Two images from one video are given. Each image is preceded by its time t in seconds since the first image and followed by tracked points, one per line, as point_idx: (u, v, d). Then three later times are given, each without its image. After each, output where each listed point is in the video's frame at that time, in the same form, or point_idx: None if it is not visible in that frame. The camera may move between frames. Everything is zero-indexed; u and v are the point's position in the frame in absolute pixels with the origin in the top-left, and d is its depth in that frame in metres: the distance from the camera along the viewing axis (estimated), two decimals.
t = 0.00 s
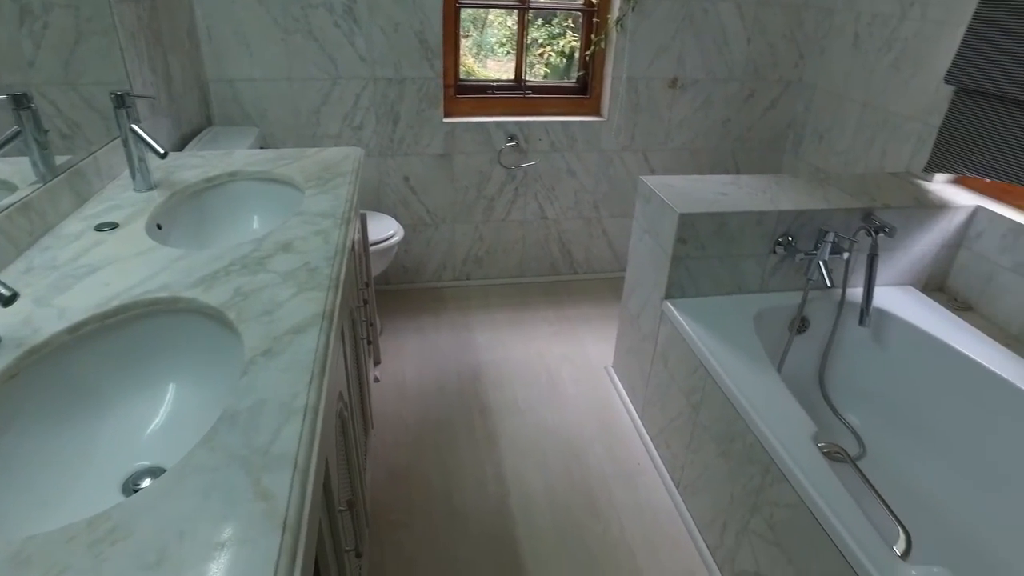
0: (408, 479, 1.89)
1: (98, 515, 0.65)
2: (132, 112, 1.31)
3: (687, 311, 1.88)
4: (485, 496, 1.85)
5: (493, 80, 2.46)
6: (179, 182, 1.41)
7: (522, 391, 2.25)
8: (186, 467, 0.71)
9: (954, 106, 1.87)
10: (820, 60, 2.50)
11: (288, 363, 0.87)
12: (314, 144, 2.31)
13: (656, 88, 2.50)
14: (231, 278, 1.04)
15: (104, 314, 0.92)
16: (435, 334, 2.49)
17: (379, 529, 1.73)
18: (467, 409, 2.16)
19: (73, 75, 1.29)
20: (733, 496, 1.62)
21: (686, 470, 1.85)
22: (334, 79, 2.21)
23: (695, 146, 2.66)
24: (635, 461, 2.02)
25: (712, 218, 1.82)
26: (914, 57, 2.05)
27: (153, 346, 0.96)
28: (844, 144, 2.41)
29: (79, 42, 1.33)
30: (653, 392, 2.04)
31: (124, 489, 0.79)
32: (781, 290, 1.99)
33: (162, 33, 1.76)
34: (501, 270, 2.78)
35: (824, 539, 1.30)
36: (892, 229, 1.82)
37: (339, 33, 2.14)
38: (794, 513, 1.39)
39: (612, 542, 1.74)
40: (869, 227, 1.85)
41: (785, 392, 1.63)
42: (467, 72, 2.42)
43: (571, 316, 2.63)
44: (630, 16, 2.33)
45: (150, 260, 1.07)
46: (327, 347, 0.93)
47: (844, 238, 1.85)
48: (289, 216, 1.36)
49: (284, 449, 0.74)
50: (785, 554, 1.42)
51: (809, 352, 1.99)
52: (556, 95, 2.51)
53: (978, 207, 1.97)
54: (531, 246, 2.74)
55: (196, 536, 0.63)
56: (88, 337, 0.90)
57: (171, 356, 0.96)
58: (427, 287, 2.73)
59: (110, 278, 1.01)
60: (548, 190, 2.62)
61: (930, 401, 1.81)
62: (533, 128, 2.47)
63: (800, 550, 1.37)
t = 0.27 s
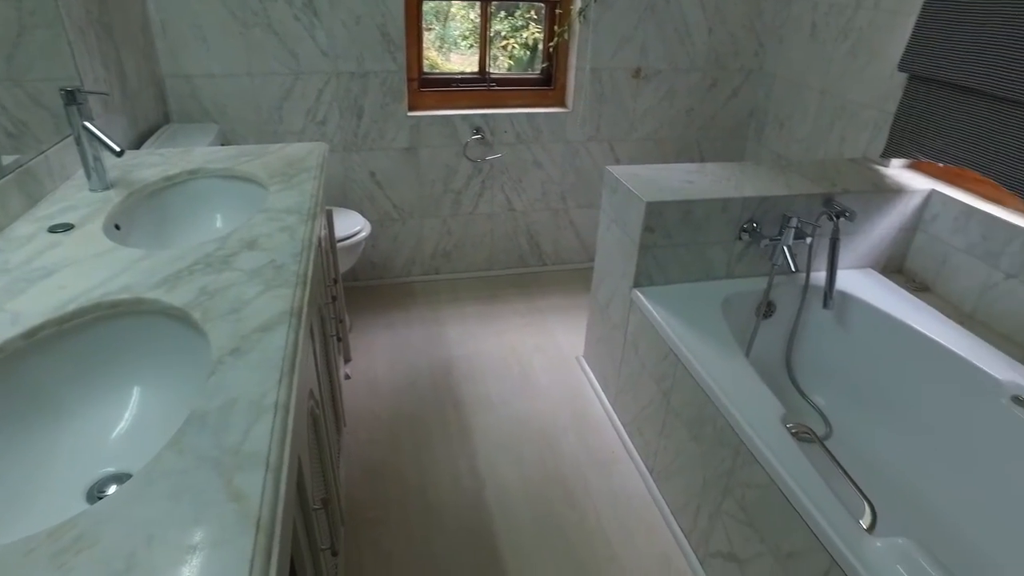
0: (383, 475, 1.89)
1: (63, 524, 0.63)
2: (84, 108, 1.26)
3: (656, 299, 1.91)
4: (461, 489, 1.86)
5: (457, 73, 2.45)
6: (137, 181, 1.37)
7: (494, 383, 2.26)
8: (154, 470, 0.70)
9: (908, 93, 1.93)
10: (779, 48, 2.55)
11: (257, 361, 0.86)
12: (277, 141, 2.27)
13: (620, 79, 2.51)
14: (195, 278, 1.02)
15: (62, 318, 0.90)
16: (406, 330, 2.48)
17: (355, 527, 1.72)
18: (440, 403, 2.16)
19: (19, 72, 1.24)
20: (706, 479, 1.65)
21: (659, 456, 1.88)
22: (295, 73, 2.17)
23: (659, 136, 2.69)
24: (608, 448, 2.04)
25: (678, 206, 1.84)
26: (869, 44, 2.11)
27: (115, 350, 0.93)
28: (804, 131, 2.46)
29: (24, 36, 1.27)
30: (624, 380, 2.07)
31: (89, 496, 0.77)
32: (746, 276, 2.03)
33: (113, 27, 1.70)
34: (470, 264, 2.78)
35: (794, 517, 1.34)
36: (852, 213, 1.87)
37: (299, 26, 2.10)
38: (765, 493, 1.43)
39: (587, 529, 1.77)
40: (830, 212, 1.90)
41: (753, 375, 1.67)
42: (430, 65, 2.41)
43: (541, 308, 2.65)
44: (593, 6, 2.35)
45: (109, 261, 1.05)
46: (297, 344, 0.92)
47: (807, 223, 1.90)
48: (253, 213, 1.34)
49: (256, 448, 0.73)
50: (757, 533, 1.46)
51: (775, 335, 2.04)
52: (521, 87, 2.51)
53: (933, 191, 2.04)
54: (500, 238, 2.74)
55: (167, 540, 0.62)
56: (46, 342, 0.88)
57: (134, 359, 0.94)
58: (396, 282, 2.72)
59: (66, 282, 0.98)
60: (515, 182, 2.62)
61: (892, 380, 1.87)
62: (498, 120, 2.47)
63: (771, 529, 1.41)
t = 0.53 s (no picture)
0: (358, 471, 1.88)
1: (25, 532, 0.62)
2: (33, 104, 1.22)
3: (626, 286, 1.93)
4: (438, 482, 1.86)
5: (422, 65, 2.44)
6: (94, 179, 1.33)
7: (467, 376, 2.26)
8: (120, 474, 0.68)
9: (867, 79, 1.97)
10: (741, 36, 2.58)
11: (224, 359, 0.85)
12: (239, 136, 2.22)
13: (586, 68, 2.52)
14: (157, 277, 1.00)
15: (17, 321, 0.87)
16: (377, 325, 2.46)
17: (331, 524, 1.71)
18: (414, 397, 2.15)
19: None
20: (680, 462, 1.68)
21: (633, 442, 1.91)
22: (257, 66, 2.13)
23: (625, 125, 2.71)
24: (582, 436, 2.07)
25: (646, 194, 1.86)
26: (827, 31, 2.15)
27: (76, 352, 0.91)
28: (768, 117, 2.51)
29: None
30: (597, 367, 2.09)
31: (53, 503, 0.75)
32: (714, 262, 2.06)
33: (62, 20, 1.65)
34: (440, 257, 2.77)
35: (766, 495, 1.37)
36: (816, 198, 1.91)
37: (259, 18, 2.06)
38: (737, 474, 1.46)
39: (563, 516, 1.79)
40: (795, 197, 1.94)
41: (723, 359, 1.70)
42: (395, 57, 2.39)
43: (512, 299, 2.66)
44: None
45: (66, 262, 1.02)
46: (265, 341, 0.91)
47: (772, 209, 1.94)
48: (216, 210, 1.31)
49: (226, 447, 0.72)
50: (731, 513, 1.49)
51: (744, 319, 2.08)
52: (487, 78, 2.50)
53: (892, 174, 2.10)
54: (469, 231, 2.74)
55: (136, 543, 0.61)
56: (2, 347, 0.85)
57: (97, 362, 0.91)
58: (365, 277, 2.69)
59: (21, 284, 0.95)
60: (483, 173, 2.61)
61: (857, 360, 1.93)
62: (464, 112, 2.46)
63: (744, 508, 1.44)
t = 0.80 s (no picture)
0: (335, 468, 1.87)
1: None
2: None
3: (598, 276, 1.95)
4: (416, 476, 1.86)
5: (388, 58, 2.42)
6: (52, 179, 1.30)
7: (442, 369, 2.27)
8: (91, 477, 0.67)
9: (828, 67, 2.02)
10: (705, 26, 2.61)
11: (196, 358, 0.84)
12: (203, 133, 2.18)
13: (553, 60, 2.53)
14: (122, 277, 0.98)
15: None
16: (350, 321, 2.45)
17: (309, 522, 1.71)
18: (389, 392, 2.15)
19: None
20: (655, 448, 1.72)
21: (608, 429, 1.94)
22: (219, 61, 2.09)
23: (593, 115, 2.73)
24: (558, 425, 2.09)
25: (615, 184, 1.88)
26: (789, 20, 2.19)
27: (40, 357, 0.89)
28: (733, 106, 2.55)
29: None
30: (571, 356, 2.11)
31: (19, 511, 0.73)
32: (684, 249, 2.09)
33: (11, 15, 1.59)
34: (411, 251, 2.76)
35: (739, 476, 1.41)
36: (781, 184, 1.95)
37: (220, 12, 2.02)
38: (711, 456, 1.49)
39: (542, 505, 1.81)
40: (761, 183, 1.98)
41: (695, 344, 1.73)
42: (361, 51, 2.36)
43: (484, 291, 2.67)
44: None
45: (26, 264, 0.99)
46: (237, 338, 0.90)
47: (739, 195, 1.97)
48: (182, 208, 1.29)
49: (201, 446, 0.72)
50: (705, 495, 1.53)
51: (714, 305, 2.12)
52: (454, 71, 2.50)
53: (854, 159, 2.15)
54: (440, 224, 2.73)
55: (111, 546, 0.60)
56: None
57: (62, 366, 0.90)
58: (337, 273, 2.67)
59: None
60: (452, 166, 2.61)
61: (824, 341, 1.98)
62: (432, 105, 2.45)
63: (719, 489, 1.48)
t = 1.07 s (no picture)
0: (313, 465, 1.87)
1: None
2: None
3: (570, 266, 1.97)
4: (395, 471, 1.87)
5: (356, 52, 2.40)
6: (12, 179, 1.27)
7: (418, 364, 2.27)
8: (64, 477, 0.67)
9: (792, 56, 2.06)
10: (672, 17, 2.64)
11: (168, 356, 0.84)
12: (167, 130, 2.14)
13: (522, 52, 2.54)
14: (89, 277, 0.97)
15: None
16: (325, 318, 2.43)
17: (288, 520, 1.70)
18: (366, 388, 2.15)
19: None
20: (631, 434, 1.75)
21: (585, 417, 1.96)
22: (182, 57, 2.05)
23: (563, 107, 2.74)
24: (535, 415, 2.11)
25: (586, 174, 1.90)
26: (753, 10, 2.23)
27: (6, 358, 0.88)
28: (701, 96, 2.58)
29: None
30: (546, 347, 2.13)
31: None
32: (655, 238, 2.12)
33: None
34: (384, 246, 2.75)
35: (713, 458, 1.45)
36: (749, 171, 2.00)
37: (182, 6, 1.98)
38: (686, 439, 1.53)
39: (521, 495, 1.83)
40: (729, 171, 2.02)
41: (668, 331, 1.76)
42: (328, 45, 2.35)
43: (458, 284, 2.67)
44: None
45: None
46: (210, 335, 0.90)
47: (708, 183, 2.01)
48: (149, 206, 1.27)
49: (176, 443, 0.72)
50: (681, 477, 1.56)
51: (686, 292, 2.15)
52: (423, 64, 2.49)
53: (818, 146, 2.20)
54: (412, 219, 2.73)
55: (86, 544, 0.60)
56: None
57: (30, 368, 0.89)
58: (309, 270, 2.65)
59: None
60: (424, 160, 2.60)
61: (793, 324, 2.03)
62: (401, 98, 2.44)
63: (694, 471, 1.52)
